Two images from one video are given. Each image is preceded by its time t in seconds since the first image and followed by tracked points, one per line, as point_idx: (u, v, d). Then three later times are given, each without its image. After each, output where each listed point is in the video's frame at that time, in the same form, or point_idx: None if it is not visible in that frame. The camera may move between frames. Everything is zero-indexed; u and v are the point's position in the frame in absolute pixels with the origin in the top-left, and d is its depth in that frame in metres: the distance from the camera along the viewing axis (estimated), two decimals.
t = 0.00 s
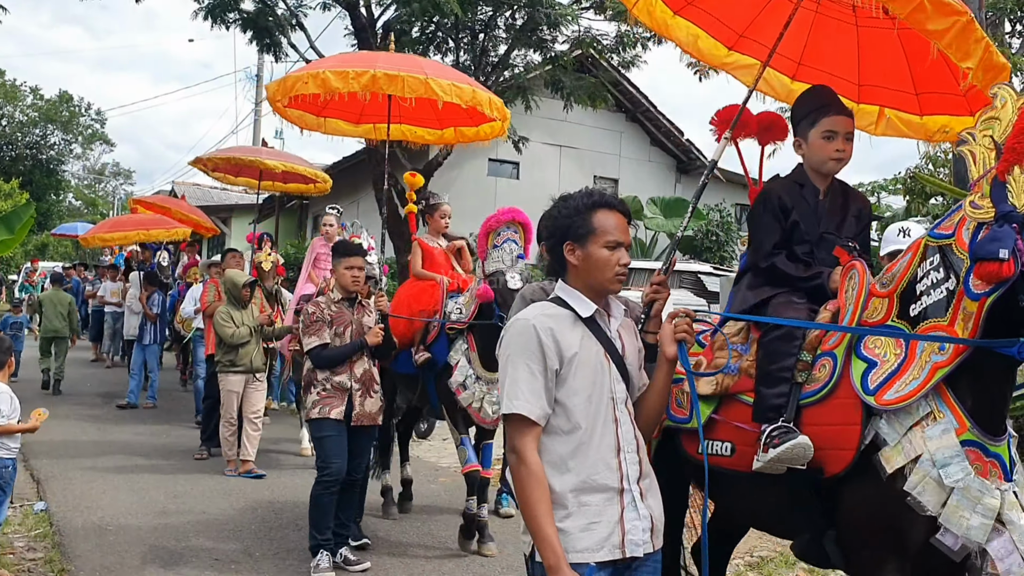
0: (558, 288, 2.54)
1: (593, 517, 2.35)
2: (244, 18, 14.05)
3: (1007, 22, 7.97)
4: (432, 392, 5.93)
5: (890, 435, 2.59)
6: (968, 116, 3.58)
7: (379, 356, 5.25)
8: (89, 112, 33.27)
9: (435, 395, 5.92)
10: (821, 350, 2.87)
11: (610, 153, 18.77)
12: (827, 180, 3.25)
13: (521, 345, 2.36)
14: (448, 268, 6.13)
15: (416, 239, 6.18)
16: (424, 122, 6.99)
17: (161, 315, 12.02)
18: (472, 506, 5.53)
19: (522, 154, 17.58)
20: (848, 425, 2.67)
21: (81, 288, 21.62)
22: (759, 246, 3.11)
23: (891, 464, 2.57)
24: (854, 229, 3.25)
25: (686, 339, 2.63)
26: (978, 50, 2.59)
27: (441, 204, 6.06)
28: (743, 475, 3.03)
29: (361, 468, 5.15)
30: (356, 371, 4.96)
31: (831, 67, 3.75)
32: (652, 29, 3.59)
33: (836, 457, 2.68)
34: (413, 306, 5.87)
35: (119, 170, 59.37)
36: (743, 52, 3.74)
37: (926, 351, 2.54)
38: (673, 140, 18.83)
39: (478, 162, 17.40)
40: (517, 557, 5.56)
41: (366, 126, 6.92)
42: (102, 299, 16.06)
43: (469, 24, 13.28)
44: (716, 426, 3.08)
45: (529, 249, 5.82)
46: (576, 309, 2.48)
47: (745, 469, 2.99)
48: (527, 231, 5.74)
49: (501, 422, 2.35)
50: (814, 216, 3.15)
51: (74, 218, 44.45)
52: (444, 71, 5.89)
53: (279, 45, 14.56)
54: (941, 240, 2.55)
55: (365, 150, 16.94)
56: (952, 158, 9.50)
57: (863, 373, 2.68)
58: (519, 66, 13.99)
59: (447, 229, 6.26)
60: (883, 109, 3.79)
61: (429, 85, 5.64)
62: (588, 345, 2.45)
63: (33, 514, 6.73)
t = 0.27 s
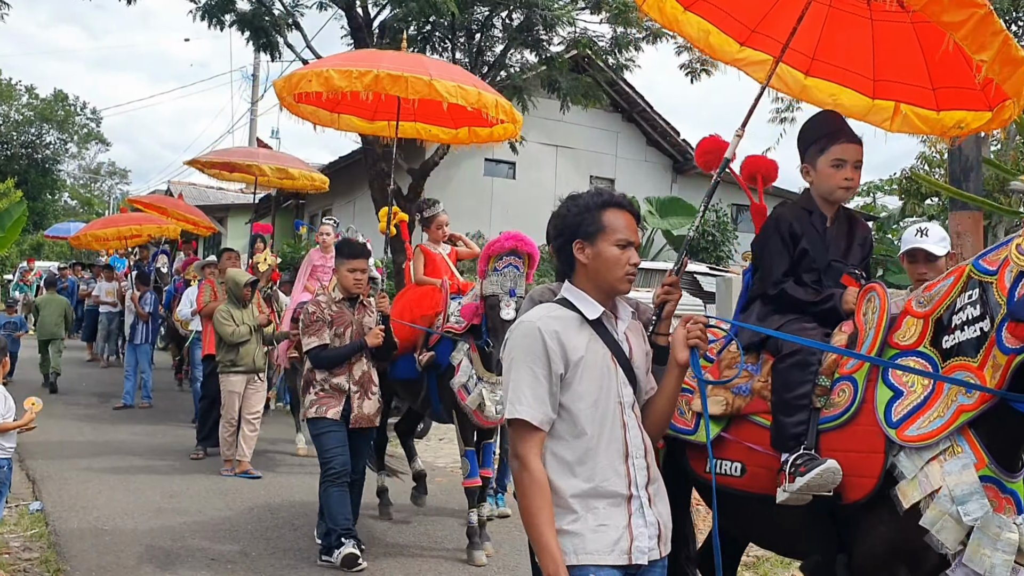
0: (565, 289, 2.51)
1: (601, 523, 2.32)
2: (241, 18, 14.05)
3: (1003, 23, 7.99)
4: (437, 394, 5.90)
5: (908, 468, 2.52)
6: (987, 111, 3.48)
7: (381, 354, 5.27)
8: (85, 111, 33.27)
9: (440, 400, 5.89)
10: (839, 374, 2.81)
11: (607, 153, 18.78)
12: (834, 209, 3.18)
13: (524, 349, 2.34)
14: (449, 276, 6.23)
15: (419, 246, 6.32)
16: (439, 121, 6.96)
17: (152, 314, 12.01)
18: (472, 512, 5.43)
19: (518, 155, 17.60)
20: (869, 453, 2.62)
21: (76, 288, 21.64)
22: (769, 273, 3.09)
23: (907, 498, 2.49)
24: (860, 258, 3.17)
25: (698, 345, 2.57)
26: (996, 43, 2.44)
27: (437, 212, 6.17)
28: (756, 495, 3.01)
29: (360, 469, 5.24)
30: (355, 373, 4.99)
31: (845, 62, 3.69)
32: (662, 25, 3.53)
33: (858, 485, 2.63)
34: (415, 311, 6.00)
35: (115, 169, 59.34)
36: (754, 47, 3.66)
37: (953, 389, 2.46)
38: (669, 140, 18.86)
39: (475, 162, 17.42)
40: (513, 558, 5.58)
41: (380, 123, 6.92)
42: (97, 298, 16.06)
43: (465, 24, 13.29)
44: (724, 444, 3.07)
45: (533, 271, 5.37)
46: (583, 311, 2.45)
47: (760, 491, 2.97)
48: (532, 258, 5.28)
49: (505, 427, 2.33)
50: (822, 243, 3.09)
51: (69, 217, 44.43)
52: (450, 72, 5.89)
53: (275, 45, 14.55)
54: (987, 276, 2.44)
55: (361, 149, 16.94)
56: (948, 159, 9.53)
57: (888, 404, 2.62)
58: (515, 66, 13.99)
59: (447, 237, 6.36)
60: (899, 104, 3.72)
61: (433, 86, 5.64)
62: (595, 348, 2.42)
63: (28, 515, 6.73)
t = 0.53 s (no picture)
0: (572, 286, 2.49)
1: (610, 529, 2.30)
2: (237, 17, 14.04)
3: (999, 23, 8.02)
4: (437, 399, 5.91)
5: (914, 455, 2.43)
6: (1015, 103, 3.58)
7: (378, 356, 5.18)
8: (81, 110, 33.28)
9: (440, 404, 5.89)
10: (851, 361, 2.70)
11: (603, 153, 18.80)
12: (844, 177, 3.14)
13: (535, 345, 2.30)
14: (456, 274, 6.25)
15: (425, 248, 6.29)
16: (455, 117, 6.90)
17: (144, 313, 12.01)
18: (467, 513, 5.47)
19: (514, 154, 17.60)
20: (874, 440, 2.52)
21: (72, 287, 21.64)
22: (785, 245, 2.99)
23: (912, 487, 2.42)
24: (877, 223, 3.11)
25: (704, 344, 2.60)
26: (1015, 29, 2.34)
27: (440, 211, 6.19)
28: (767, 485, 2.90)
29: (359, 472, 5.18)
30: (360, 374, 4.89)
31: (868, 58, 3.77)
32: (685, 23, 3.54)
33: (867, 473, 2.52)
34: (418, 312, 5.89)
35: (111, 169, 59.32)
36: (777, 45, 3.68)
37: (954, 378, 2.36)
38: (666, 140, 18.88)
39: (471, 161, 17.43)
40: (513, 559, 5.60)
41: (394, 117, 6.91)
42: (93, 298, 16.05)
43: (462, 23, 13.29)
44: (739, 432, 2.95)
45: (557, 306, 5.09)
46: (593, 310, 2.42)
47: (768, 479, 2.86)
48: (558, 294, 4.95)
49: (512, 427, 2.28)
50: (833, 212, 3.03)
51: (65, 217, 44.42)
52: (456, 76, 5.88)
53: (272, 44, 14.55)
54: (995, 261, 2.35)
55: (357, 149, 16.93)
56: (943, 160, 9.56)
57: (888, 388, 2.54)
58: (511, 66, 13.99)
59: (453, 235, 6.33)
60: (923, 100, 3.80)
61: (435, 91, 5.64)
62: (606, 347, 2.39)
63: (24, 514, 6.72)
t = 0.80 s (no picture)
0: (578, 283, 2.42)
1: (618, 535, 2.23)
2: (235, 17, 14.04)
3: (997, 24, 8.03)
4: (438, 395, 5.81)
5: (927, 463, 2.42)
6: None
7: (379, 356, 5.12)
8: (78, 110, 33.28)
9: (441, 400, 5.79)
10: (856, 364, 2.75)
11: (601, 153, 18.80)
12: (855, 195, 3.13)
13: (543, 343, 2.23)
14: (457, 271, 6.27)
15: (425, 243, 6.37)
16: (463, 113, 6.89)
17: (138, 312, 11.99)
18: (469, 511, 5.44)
19: (512, 154, 17.61)
20: (883, 445, 2.55)
21: (70, 287, 21.64)
22: (791, 263, 3.02)
23: (926, 495, 2.41)
24: (887, 243, 3.09)
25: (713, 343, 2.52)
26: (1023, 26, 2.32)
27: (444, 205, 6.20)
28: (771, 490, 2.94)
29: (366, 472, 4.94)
30: (360, 377, 4.81)
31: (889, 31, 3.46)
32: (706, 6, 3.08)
33: (870, 478, 2.56)
34: (418, 306, 5.96)
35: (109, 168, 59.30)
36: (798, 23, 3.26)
37: (970, 381, 2.36)
38: (664, 140, 18.89)
39: (469, 161, 17.43)
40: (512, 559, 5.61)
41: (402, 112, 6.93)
42: (90, 298, 16.04)
43: (460, 23, 13.29)
44: (744, 437, 2.99)
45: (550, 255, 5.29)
46: (600, 308, 2.36)
47: (773, 484, 2.91)
48: (548, 240, 5.21)
49: (520, 429, 2.22)
50: (844, 231, 3.01)
51: (62, 216, 44.41)
52: (462, 73, 5.87)
53: (270, 44, 14.54)
54: (1003, 261, 2.38)
55: (355, 148, 16.93)
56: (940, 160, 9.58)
57: (902, 397, 2.54)
58: (509, 66, 13.99)
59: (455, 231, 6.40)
60: (946, 71, 3.56)
61: (440, 87, 5.64)
62: (614, 348, 2.33)
63: (21, 514, 6.72)
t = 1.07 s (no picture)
0: (580, 285, 2.41)
1: (622, 543, 2.20)
2: (233, 17, 14.04)
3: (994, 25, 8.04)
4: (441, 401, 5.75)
5: (973, 482, 2.38)
6: None
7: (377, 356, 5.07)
8: (76, 110, 33.29)
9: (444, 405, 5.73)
10: (890, 380, 2.69)
11: (599, 153, 18.79)
12: (875, 188, 3.10)
13: (544, 348, 2.22)
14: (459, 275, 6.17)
15: (428, 246, 6.30)
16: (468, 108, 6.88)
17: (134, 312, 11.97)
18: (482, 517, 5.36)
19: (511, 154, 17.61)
20: (926, 466, 2.49)
21: (68, 287, 21.64)
22: (811, 260, 2.93)
23: (976, 516, 2.36)
24: (908, 238, 3.07)
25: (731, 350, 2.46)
26: None
27: (451, 208, 6.21)
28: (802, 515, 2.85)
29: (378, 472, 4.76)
30: (357, 378, 4.78)
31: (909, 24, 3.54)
32: None
33: (914, 501, 2.50)
34: (423, 314, 5.80)
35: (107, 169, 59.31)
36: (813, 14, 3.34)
37: (1006, 389, 2.36)
38: (662, 141, 18.91)
39: (468, 162, 17.43)
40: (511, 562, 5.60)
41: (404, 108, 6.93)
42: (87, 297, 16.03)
43: (458, 24, 13.30)
44: (765, 458, 2.92)
45: (549, 281, 5.40)
46: (606, 311, 2.34)
47: (799, 506, 2.84)
48: (550, 264, 5.29)
49: (522, 437, 2.21)
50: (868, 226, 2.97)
51: (60, 217, 44.44)
52: (466, 75, 5.86)
53: (268, 44, 14.54)
54: None
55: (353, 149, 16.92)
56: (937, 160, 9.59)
57: (934, 407, 2.53)
58: (507, 66, 14.00)
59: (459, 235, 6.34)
60: (966, 62, 3.60)
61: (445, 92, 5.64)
62: (618, 351, 2.30)
63: (20, 515, 6.71)
